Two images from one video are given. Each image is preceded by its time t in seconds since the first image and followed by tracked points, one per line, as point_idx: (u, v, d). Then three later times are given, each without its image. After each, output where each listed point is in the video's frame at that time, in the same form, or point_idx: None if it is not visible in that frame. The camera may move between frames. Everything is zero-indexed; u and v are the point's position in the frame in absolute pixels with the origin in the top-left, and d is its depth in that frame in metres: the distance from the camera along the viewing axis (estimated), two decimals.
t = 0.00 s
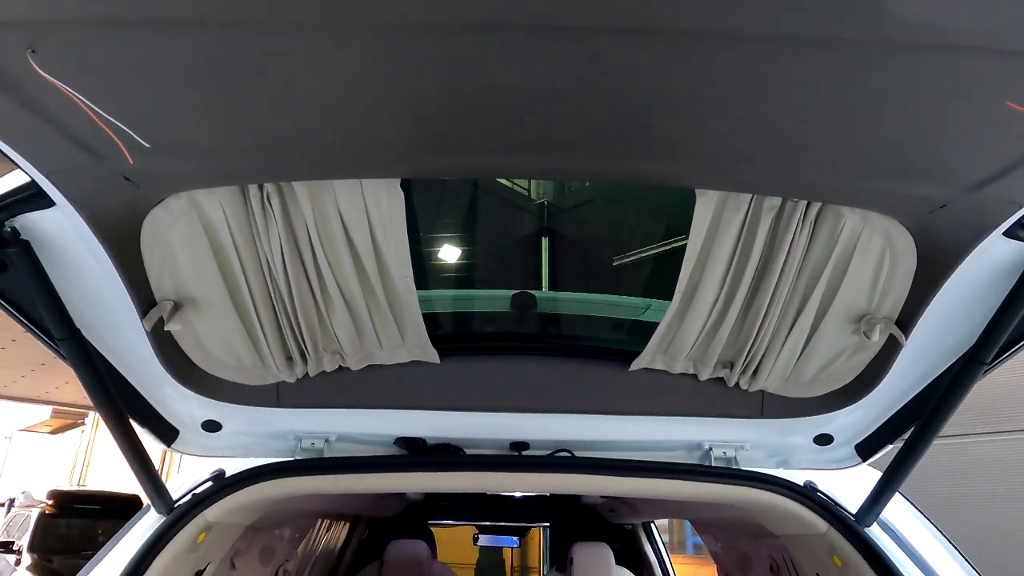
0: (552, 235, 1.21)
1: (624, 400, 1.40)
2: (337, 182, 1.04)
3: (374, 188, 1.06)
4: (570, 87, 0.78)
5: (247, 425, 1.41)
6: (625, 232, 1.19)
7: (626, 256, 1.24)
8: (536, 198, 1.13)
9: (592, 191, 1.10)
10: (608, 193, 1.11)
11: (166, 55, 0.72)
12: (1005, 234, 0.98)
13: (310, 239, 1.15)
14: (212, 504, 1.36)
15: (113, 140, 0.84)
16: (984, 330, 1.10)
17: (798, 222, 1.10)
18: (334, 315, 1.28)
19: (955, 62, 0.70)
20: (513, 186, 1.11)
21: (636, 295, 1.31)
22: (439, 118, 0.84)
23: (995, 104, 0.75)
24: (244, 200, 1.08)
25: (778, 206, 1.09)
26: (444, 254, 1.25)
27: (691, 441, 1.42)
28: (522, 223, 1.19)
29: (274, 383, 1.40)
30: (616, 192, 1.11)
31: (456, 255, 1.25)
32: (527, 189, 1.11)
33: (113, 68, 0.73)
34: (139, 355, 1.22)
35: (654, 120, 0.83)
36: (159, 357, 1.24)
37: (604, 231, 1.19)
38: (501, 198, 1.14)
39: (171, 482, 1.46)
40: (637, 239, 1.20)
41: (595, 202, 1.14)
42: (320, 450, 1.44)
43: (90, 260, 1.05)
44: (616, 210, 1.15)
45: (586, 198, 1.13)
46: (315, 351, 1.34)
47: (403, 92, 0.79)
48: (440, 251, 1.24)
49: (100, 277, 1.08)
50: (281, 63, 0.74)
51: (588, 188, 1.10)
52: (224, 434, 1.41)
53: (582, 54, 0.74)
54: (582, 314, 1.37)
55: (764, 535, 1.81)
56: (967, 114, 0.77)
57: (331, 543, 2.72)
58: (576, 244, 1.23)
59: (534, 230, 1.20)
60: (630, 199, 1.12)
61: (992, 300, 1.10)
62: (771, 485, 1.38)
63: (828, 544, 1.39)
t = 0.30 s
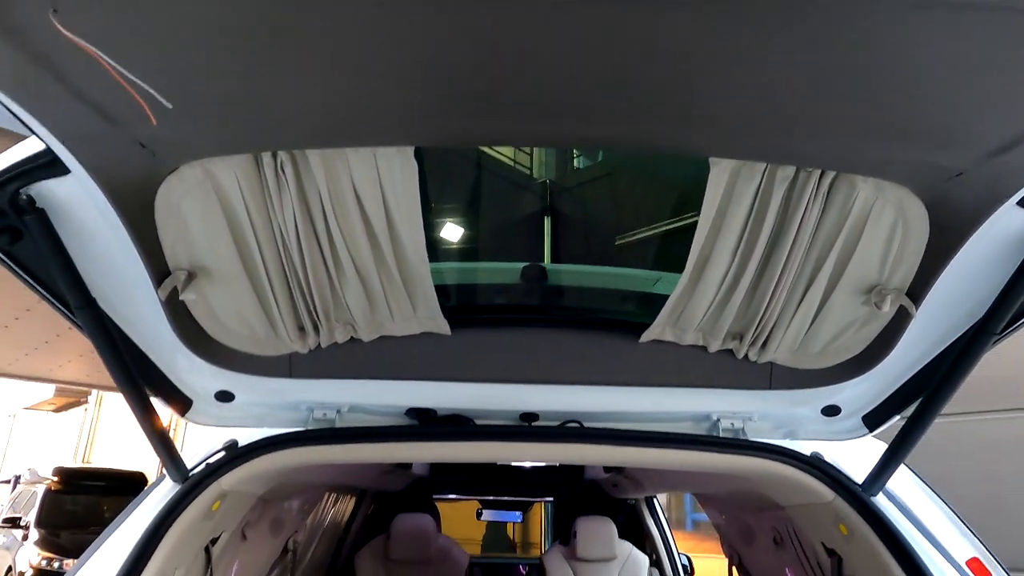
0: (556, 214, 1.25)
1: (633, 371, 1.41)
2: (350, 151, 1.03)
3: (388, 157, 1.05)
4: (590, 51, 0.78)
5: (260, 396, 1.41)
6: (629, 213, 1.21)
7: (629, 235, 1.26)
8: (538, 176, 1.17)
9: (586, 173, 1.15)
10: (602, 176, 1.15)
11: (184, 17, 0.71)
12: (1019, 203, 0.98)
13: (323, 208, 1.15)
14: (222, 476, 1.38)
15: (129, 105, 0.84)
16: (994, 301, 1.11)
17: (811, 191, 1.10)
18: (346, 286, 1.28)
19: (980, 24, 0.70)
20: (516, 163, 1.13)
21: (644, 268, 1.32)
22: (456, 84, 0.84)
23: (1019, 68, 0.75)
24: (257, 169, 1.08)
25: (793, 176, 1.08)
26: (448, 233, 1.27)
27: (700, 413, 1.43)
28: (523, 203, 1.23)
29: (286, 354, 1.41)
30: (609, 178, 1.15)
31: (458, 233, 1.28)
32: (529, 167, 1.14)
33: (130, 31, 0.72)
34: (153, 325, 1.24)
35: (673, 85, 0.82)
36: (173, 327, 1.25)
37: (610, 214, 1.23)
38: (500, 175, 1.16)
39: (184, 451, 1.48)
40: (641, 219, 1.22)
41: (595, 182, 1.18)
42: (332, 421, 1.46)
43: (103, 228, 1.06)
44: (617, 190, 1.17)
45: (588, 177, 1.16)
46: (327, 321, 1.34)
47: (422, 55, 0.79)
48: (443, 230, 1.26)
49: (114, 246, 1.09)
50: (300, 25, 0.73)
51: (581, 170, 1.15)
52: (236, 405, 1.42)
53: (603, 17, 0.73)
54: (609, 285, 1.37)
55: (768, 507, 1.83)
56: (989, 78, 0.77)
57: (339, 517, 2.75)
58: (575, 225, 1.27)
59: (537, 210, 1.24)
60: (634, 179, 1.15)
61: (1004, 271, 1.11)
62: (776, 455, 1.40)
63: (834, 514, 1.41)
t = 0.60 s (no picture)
0: (556, 190, 1.23)
1: (644, 337, 1.40)
2: (360, 109, 1.00)
3: (400, 119, 1.02)
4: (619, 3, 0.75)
5: (271, 360, 1.42)
6: (631, 190, 1.20)
7: (632, 209, 1.25)
8: (539, 150, 1.14)
9: (594, 145, 1.11)
10: (607, 149, 1.12)
11: None
12: None
13: (335, 170, 1.13)
14: (231, 440, 1.38)
15: (140, 58, 0.81)
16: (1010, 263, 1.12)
17: (827, 152, 1.07)
18: (357, 250, 1.27)
19: None
20: (517, 137, 1.11)
21: (657, 234, 1.30)
22: (477, 41, 0.80)
23: None
24: (267, 129, 1.05)
25: (807, 137, 1.05)
26: (448, 207, 1.25)
27: (708, 378, 1.44)
28: (527, 177, 1.20)
29: (297, 319, 1.40)
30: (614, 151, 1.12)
31: (460, 208, 1.26)
32: (531, 140, 1.12)
33: None
34: (164, 287, 1.24)
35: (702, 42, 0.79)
36: (183, 290, 1.25)
37: (614, 187, 1.20)
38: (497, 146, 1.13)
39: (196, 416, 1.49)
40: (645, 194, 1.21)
41: (601, 155, 1.15)
42: (341, 385, 1.47)
43: (114, 189, 1.06)
44: (623, 162, 1.14)
45: (593, 150, 1.13)
46: (338, 286, 1.34)
47: (442, 9, 0.76)
48: (444, 204, 1.24)
49: (125, 207, 1.09)
50: None
51: (588, 142, 1.11)
52: (247, 369, 1.43)
53: None
54: (622, 254, 1.36)
55: (772, 474, 1.86)
56: None
57: (345, 486, 2.78)
58: (576, 203, 1.25)
59: (538, 184, 1.22)
60: (645, 151, 1.12)
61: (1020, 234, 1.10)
62: (784, 420, 1.41)
63: (841, 477, 1.42)
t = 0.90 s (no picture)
0: (557, 156, 1.22)
1: (654, 291, 1.39)
2: (366, 50, 0.95)
3: (408, 62, 0.97)
4: None
5: (279, 316, 1.42)
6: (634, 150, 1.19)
7: (638, 174, 1.23)
8: (539, 115, 1.15)
9: (599, 108, 1.13)
10: (612, 112, 1.14)
11: None
12: None
13: (339, 117, 1.08)
14: (241, 391, 1.38)
15: None
16: None
17: (845, 96, 1.02)
18: (363, 202, 1.24)
19: None
20: (518, 103, 1.13)
21: (665, 187, 1.24)
22: None
23: None
24: (270, 72, 1.01)
25: (824, 81, 0.99)
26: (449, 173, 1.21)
27: (717, 333, 1.43)
28: (527, 144, 1.19)
29: (303, 271, 1.40)
30: (618, 116, 1.15)
31: (460, 174, 1.22)
32: (532, 106, 1.14)
33: None
34: (166, 239, 1.21)
35: None
36: (187, 240, 1.23)
37: (615, 151, 1.21)
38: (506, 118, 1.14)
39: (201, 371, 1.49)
40: (647, 156, 1.20)
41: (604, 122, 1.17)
42: (347, 340, 1.47)
43: (116, 134, 1.02)
44: (629, 125, 1.16)
45: (596, 116, 1.15)
46: (343, 238, 1.32)
47: None
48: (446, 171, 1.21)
49: (126, 151, 1.05)
50: None
51: (592, 106, 1.13)
52: (252, 324, 1.42)
53: None
54: (621, 207, 1.30)
55: (777, 432, 1.87)
56: None
57: (349, 447, 2.80)
58: (577, 168, 1.25)
59: (539, 150, 1.21)
60: (652, 111, 1.14)
61: None
62: (792, 374, 1.41)
63: (849, 430, 1.43)
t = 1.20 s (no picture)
0: (558, 123, 1.16)
1: (659, 247, 1.37)
2: None
3: (407, 4, 0.91)
4: None
5: (282, 274, 1.42)
6: (636, 118, 1.15)
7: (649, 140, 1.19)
8: (541, 81, 1.11)
9: (603, 72, 1.09)
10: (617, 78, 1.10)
11: None
12: None
13: (339, 65, 1.03)
14: (243, 349, 1.37)
15: None
16: None
17: (860, 43, 0.94)
18: (363, 155, 1.20)
19: None
20: (518, 67, 1.10)
21: (671, 141, 1.19)
22: None
23: None
24: (267, 15, 0.96)
25: (839, 29, 0.93)
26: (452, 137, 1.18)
27: (721, 291, 1.44)
28: (528, 111, 1.14)
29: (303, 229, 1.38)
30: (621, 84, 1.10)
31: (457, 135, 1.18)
32: (534, 71, 1.10)
33: None
34: (166, 193, 1.20)
35: None
36: (184, 190, 1.21)
37: (616, 111, 1.14)
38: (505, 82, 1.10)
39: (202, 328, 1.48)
40: (652, 124, 1.16)
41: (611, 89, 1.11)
42: (349, 299, 1.45)
43: (111, 78, 0.98)
44: (632, 93, 1.11)
45: (600, 82, 1.10)
46: (344, 194, 1.29)
47: None
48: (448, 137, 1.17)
49: (121, 97, 1.02)
50: None
51: (594, 72, 1.09)
52: (252, 283, 1.42)
53: None
54: (624, 161, 1.23)
55: (780, 393, 1.87)
56: None
57: (351, 412, 2.82)
58: (578, 135, 1.18)
59: (540, 119, 1.15)
60: (661, 78, 1.08)
61: None
62: (797, 332, 1.40)
63: (853, 388, 1.43)
